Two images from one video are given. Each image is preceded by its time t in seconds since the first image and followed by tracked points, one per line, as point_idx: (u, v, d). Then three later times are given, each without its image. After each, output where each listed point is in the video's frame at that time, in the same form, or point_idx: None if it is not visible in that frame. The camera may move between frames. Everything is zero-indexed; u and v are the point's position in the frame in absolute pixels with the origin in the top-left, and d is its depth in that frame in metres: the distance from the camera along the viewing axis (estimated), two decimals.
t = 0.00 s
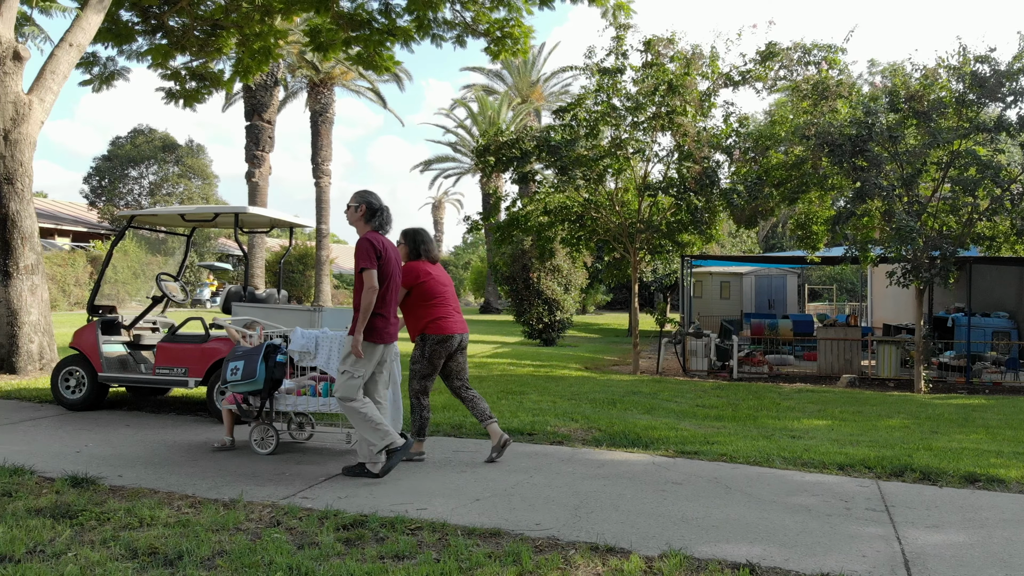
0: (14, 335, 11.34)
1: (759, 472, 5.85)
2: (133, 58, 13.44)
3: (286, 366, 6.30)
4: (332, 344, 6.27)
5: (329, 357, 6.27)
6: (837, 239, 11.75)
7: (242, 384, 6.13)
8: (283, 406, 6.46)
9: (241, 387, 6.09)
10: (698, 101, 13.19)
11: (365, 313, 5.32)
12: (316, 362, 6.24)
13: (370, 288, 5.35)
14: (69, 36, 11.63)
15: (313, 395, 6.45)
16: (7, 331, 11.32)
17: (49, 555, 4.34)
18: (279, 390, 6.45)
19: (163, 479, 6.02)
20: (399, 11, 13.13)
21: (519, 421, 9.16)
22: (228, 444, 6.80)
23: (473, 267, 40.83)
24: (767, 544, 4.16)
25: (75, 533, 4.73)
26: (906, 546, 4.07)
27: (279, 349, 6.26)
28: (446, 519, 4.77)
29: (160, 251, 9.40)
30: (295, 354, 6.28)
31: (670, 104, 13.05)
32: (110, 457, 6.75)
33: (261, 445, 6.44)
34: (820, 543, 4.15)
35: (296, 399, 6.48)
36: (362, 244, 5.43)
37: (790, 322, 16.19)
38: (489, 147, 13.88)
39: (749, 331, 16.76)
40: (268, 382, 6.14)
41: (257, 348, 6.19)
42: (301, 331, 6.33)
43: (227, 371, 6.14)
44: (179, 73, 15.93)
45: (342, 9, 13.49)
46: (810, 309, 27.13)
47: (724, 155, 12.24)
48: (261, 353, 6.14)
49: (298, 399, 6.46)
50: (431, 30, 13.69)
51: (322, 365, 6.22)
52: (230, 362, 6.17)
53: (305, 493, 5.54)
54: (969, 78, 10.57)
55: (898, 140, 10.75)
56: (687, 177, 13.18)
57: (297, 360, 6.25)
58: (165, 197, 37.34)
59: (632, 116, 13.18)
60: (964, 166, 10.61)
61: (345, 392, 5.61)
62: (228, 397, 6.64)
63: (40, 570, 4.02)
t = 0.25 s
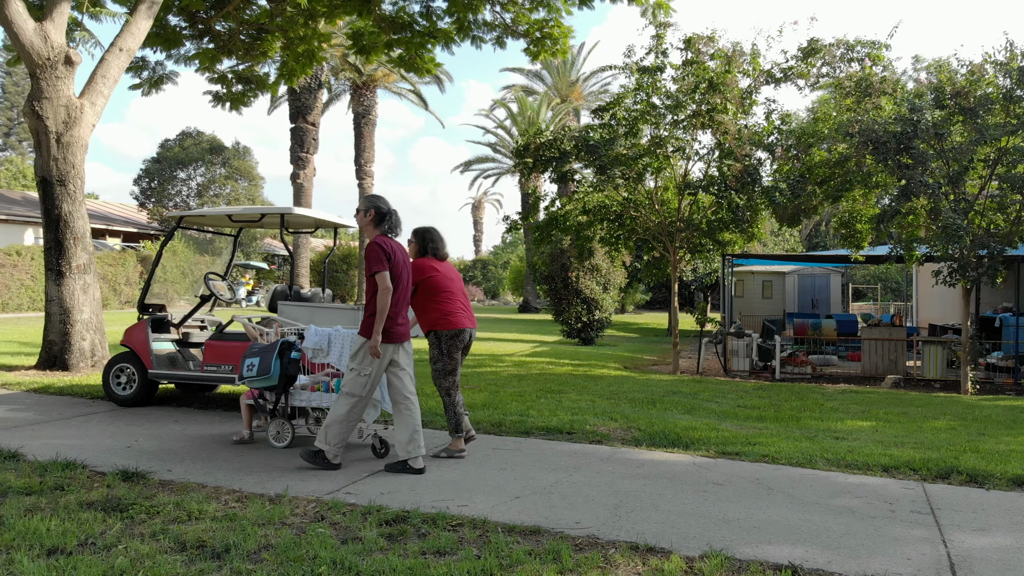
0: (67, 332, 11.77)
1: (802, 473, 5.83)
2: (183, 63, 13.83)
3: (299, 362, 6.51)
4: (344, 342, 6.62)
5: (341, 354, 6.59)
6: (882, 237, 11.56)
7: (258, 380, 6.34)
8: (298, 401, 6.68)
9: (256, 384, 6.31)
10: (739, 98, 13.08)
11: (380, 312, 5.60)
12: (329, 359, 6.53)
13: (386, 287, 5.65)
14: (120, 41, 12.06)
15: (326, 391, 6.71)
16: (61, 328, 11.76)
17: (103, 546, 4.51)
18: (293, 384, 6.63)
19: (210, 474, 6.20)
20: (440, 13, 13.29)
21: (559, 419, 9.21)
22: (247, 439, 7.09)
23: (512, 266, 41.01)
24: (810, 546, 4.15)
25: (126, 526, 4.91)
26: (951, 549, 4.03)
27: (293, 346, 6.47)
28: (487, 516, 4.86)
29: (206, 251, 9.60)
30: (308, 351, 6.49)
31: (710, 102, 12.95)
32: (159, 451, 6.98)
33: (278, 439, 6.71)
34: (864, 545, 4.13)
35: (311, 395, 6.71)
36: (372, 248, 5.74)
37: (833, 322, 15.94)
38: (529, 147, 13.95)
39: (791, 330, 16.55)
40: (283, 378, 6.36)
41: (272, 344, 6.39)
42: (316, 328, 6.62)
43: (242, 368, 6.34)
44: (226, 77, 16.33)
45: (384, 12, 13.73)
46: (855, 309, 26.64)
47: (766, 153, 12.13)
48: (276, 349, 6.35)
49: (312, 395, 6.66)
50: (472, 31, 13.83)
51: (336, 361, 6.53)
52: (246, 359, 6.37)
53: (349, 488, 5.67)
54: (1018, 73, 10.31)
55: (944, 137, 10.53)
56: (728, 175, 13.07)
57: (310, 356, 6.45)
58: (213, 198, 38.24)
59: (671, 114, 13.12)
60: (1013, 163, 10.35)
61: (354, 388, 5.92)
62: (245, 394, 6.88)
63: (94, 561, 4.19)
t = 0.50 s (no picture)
0: (122, 330, 12.19)
1: (849, 474, 5.79)
2: (233, 68, 14.20)
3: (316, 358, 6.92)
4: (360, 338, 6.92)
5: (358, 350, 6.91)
6: (930, 236, 11.34)
7: (278, 375, 6.74)
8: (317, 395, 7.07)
9: (276, 379, 6.70)
10: (784, 95, 12.95)
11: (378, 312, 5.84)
12: (345, 354, 6.86)
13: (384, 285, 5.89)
14: (172, 46, 12.49)
15: (342, 386, 7.05)
16: (116, 326, 12.19)
17: (156, 538, 4.71)
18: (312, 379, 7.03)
19: (259, 468, 6.41)
20: (483, 14, 13.43)
21: (601, 419, 9.25)
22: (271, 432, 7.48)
23: (553, 265, 41.07)
24: (857, 548, 4.15)
25: (178, 519, 5.12)
26: (1001, 553, 4.00)
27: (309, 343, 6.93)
28: (530, 513, 4.95)
29: (256, 251, 9.84)
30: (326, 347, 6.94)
31: (755, 99, 12.83)
32: (209, 446, 7.22)
33: (297, 432, 7.11)
34: (912, 548, 4.12)
35: (328, 389, 7.10)
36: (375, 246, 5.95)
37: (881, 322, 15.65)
38: (571, 146, 13.99)
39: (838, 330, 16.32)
40: (301, 373, 6.78)
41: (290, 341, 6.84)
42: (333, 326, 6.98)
43: (263, 363, 6.76)
44: (274, 80, 16.71)
45: (427, 14, 13.94)
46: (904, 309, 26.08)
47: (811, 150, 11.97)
48: (294, 346, 6.82)
49: (329, 389, 7.05)
50: (514, 32, 13.92)
51: (351, 356, 6.85)
52: (265, 356, 6.79)
53: (394, 484, 5.82)
54: None
55: (995, 133, 10.29)
56: (773, 173, 12.93)
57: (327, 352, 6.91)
58: (261, 200, 39.06)
59: (715, 112, 13.03)
60: None
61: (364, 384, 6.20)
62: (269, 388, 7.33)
63: (148, 552, 4.38)
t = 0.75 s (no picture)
0: (175, 328, 12.60)
1: (898, 477, 5.73)
2: (282, 72, 14.57)
3: (335, 354, 7.36)
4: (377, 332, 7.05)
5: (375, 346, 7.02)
6: (982, 235, 11.09)
7: (300, 368, 7.26)
8: (337, 390, 7.35)
9: (297, 371, 7.22)
10: (830, 92, 12.79)
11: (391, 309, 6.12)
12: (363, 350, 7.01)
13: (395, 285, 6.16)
14: (223, 50, 12.89)
15: (361, 380, 7.33)
16: (169, 324, 12.61)
17: (208, 532, 4.90)
18: (333, 374, 7.42)
19: (308, 464, 6.60)
20: (526, 15, 13.55)
21: (645, 419, 9.26)
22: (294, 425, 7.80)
23: (596, 265, 41.03)
24: (906, 552, 4.14)
25: (230, 513, 5.31)
26: None
27: (329, 339, 7.36)
28: (574, 513, 5.02)
29: (304, 251, 10.17)
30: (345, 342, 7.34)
31: (801, 96, 12.69)
32: (259, 442, 7.45)
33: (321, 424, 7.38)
34: (963, 552, 4.10)
35: (348, 384, 7.37)
36: (386, 246, 6.25)
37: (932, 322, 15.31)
38: (614, 144, 14.00)
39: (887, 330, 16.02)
40: (321, 367, 7.24)
41: (312, 337, 7.33)
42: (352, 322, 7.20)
43: (288, 358, 7.31)
44: (321, 83, 17.07)
45: (471, 16, 14.12)
46: (957, 309, 25.42)
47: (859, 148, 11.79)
48: (315, 341, 7.27)
49: (349, 384, 7.32)
50: (557, 32, 14.01)
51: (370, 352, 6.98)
52: (290, 351, 7.33)
53: (439, 480, 5.95)
54: None
55: None
56: (820, 170, 12.75)
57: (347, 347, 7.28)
58: (309, 201, 39.79)
59: (761, 109, 12.90)
60: None
61: (396, 380, 6.41)
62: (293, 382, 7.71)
63: (200, 545, 4.56)
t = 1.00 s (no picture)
0: (226, 326, 12.98)
1: (947, 480, 5.71)
2: (330, 74, 14.90)
3: (358, 350, 7.49)
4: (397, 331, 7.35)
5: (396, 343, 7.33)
6: None
7: (323, 365, 7.35)
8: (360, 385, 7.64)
9: (321, 368, 7.31)
10: (878, 89, 12.60)
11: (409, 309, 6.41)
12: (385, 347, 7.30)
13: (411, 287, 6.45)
14: (273, 55, 13.26)
15: (382, 375, 7.62)
16: (221, 323, 12.99)
17: (258, 526, 5.09)
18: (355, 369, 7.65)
19: (354, 460, 6.80)
20: (569, 14, 13.64)
21: (688, 420, 9.26)
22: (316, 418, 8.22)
23: (639, 264, 40.85)
24: (956, 557, 4.17)
25: (279, 508, 5.51)
26: None
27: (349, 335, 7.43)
28: (617, 513, 5.11)
29: (351, 250, 10.36)
30: (366, 339, 7.45)
31: (848, 93, 12.52)
32: (307, 438, 7.68)
33: (342, 419, 7.85)
34: (1014, 557, 4.14)
35: (369, 378, 7.66)
36: (402, 249, 6.54)
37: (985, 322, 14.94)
38: (658, 143, 13.99)
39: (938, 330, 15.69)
40: (344, 364, 7.34)
41: (332, 333, 7.39)
42: (373, 320, 7.51)
43: (311, 355, 7.39)
44: (367, 85, 17.38)
45: (514, 16, 14.26)
46: (1013, 310, 24.70)
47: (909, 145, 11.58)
48: (336, 338, 7.34)
49: (370, 379, 7.61)
50: (600, 31, 14.05)
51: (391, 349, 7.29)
52: (312, 348, 7.40)
53: (483, 478, 6.10)
54: None
55: None
56: (867, 168, 12.55)
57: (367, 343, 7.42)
58: (355, 201, 40.43)
59: (807, 107, 12.77)
60: None
61: (421, 375, 6.68)
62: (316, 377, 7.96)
63: (250, 539, 4.75)
